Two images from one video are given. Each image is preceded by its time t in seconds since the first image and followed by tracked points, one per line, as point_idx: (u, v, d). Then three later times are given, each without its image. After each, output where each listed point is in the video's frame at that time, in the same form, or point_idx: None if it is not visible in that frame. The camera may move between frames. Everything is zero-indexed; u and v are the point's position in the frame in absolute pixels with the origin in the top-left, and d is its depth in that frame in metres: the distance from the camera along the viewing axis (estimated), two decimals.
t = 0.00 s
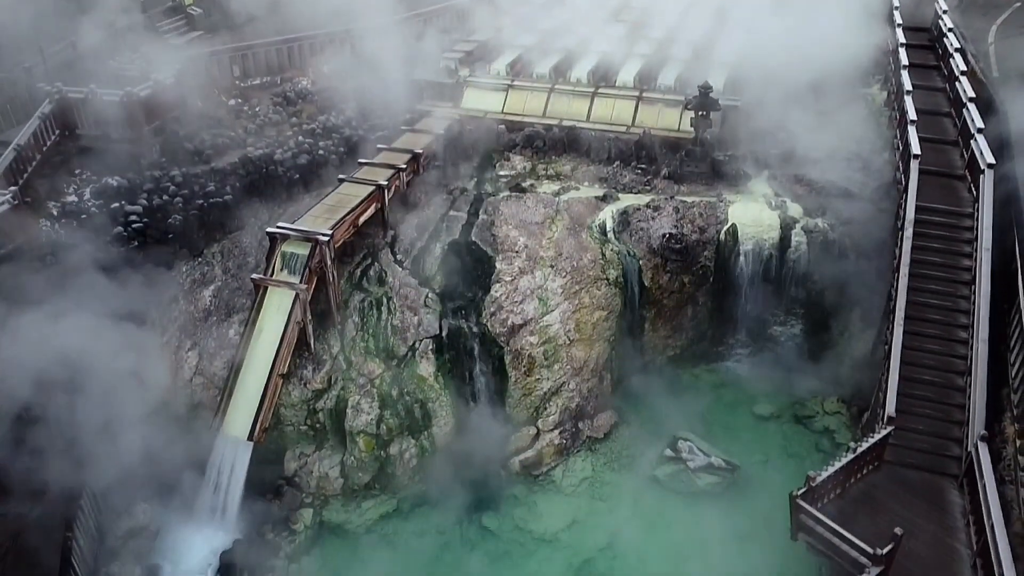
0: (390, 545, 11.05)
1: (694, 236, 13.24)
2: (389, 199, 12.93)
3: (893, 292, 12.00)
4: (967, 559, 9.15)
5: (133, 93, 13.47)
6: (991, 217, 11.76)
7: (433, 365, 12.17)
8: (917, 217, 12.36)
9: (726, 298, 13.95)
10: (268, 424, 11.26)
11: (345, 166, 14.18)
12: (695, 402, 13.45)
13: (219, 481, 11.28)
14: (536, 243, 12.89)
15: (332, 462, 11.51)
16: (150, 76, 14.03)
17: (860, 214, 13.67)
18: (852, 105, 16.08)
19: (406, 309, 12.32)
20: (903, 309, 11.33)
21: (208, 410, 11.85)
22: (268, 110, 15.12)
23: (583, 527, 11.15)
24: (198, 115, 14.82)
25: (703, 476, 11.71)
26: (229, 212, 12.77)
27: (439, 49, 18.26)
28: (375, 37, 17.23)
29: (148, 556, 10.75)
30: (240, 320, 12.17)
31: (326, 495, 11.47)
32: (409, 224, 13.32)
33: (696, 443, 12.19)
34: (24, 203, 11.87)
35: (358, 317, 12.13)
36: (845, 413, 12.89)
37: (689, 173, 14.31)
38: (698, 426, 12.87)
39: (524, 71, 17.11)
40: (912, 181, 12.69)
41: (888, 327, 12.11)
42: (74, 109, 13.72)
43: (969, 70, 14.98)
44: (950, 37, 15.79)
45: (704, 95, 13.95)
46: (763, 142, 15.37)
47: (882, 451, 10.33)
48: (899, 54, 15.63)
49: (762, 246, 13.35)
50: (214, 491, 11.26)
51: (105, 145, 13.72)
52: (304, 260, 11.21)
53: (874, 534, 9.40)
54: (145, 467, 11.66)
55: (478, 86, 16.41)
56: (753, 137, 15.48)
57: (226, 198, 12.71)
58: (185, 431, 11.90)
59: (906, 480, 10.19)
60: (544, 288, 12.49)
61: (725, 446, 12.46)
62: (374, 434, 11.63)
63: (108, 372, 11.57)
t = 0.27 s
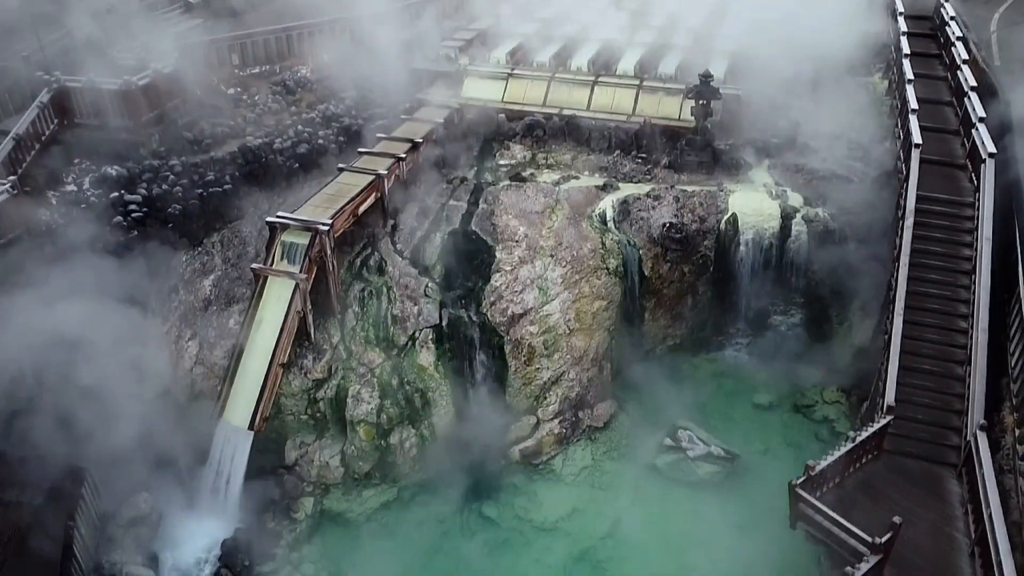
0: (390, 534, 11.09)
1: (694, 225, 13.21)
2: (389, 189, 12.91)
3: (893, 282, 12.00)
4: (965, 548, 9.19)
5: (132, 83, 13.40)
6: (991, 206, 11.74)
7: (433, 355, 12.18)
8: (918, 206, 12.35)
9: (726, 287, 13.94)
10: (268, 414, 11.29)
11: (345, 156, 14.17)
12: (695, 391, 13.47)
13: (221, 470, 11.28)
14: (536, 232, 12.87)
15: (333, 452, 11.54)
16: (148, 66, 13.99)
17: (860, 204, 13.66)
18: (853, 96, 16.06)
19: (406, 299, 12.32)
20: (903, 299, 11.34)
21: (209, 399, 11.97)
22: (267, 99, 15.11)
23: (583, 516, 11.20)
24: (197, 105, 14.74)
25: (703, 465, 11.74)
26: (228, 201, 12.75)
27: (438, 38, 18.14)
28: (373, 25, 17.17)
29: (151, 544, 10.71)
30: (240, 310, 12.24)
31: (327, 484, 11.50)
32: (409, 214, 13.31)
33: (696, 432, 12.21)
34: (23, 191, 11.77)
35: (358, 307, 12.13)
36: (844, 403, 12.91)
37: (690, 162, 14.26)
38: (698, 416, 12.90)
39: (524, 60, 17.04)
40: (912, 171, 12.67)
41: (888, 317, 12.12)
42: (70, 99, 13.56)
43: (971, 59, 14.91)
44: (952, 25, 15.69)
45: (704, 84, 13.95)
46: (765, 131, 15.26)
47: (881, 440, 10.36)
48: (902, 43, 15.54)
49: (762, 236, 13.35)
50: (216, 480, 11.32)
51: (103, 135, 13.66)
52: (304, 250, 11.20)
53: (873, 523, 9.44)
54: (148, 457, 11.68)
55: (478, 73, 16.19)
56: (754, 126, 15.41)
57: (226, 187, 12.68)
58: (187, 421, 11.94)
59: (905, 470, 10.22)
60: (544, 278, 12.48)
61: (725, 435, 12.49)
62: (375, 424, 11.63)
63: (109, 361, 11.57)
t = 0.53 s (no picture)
0: (391, 523, 11.13)
1: (695, 215, 13.18)
2: (389, 178, 12.90)
3: (894, 272, 12.01)
4: (963, 537, 9.24)
5: (131, 73, 13.17)
6: (992, 196, 11.72)
7: (433, 344, 12.19)
8: (918, 196, 12.33)
9: (727, 277, 13.94)
10: (269, 403, 11.30)
11: (344, 145, 14.15)
12: (695, 381, 13.49)
13: (221, 458, 11.30)
14: (536, 222, 12.86)
15: (333, 441, 11.57)
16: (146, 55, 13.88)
17: (862, 194, 13.62)
18: (854, 86, 16.03)
19: (406, 289, 12.30)
20: (903, 289, 11.35)
21: (208, 388, 12.01)
22: (266, 88, 15.09)
23: (583, 505, 11.24)
24: (197, 95, 14.76)
25: (703, 454, 11.77)
26: (228, 191, 12.74)
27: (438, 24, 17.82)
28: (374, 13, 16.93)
29: (153, 533, 10.71)
30: (240, 300, 12.19)
31: (328, 473, 11.54)
32: (409, 203, 13.29)
33: (696, 422, 12.23)
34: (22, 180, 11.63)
35: (358, 296, 12.12)
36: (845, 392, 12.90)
37: (690, 152, 14.26)
38: (698, 405, 12.92)
39: (524, 49, 16.97)
40: (913, 161, 12.65)
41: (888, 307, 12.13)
42: (68, 87, 13.34)
43: (973, 48, 14.84)
44: (954, 14, 15.61)
45: (705, 74, 13.84)
46: (764, 121, 15.24)
47: (880, 430, 10.39)
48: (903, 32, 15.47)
49: (762, 226, 13.33)
50: (216, 468, 11.27)
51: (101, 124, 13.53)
52: (304, 239, 11.19)
53: (871, 512, 9.48)
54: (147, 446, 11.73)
55: (479, 63, 16.21)
56: (754, 115, 15.36)
57: (225, 177, 12.67)
58: (186, 410, 12.02)
59: (904, 459, 10.25)
60: (544, 268, 12.48)
61: (724, 425, 12.53)
62: (375, 413, 11.64)
63: (109, 349, 11.64)
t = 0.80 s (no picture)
0: (392, 512, 11.15)
1: (695, 205, 13.17)
2: (389, 168, 12.88)
3: (894, 262, 12.01)
4: (961, 526, 9.27)
5: (130, 61, 13.12)
6: (993, 186, 11.71)
7: (433, 334, 12.20)
8: (919, 186, 12.31)
9: (727, 267, 13.93)
10: (269, 393, 11.32)
11: (344, 134, 14.11)
12: (694, 371, 13.51)
13: (221, 449, 11.32)
14: (536, 212, 12.85)
15: (334, 431, 11.60)
16: (145, 43, 13.94)
17: (862, 184, 13.61)
18: (854, 76, 16.00)
19: (406, 279, 12.32)
20: (903, 279, 11.36)
21: (209, 377, 12.01)
22: (265, 77, 15.03)
23: (583, 494, 11.27)
24: (195, 84, 14.70)
25: (703, 444, 11.81)
26: (228, 181, 12.72)
27: (439, 13, 17.68)
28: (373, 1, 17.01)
29: (155, 522, 10.64)
30: (240, 290, 12.16)
31: (329, 462, 11.57)
32: (409, 193, 13.27)
33: (695, 412, 12.26)
34: (21, 171, 11.55)
35: (358, 286, 12.10)
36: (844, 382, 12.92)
37: (691, 141, 14.22)
38: (697, 395, 12.94)
39: (524, 38, 16.83)
40: (914, 151, 12.63)
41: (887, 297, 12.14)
42: (67, 77, 13.32)
43: (975, 37, 14.77)
44: (956, 3, 15.54)
45: (705, 62, 13.79)
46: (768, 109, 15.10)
47: (879, 420, 10.41)
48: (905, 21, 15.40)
49: (762, 216, 13.29)
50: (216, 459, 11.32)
51: (101, 114, 13.53)
52: (304, 229, 11.17)
53: (870, 502, 9.51)
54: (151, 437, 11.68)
55: (479, 52, 16.13)
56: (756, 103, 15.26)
57: (224, 166, 12.65)
58: (189, 401, 12.04)
59: (903, 449, 10.28)
60: (544, 258, 12.48)
61: (724, 414, 12.55)
62: (375, 403, 11.68)
63: (108, 341, 11.74)
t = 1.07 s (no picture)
0: (392, 502, 11.17)
1: (695, 195, 13.14)
2: (389, 157, 12.86)
3: (894, 253, 12.00)
4: (960, 516, 9.31)
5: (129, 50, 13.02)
6: (994, 176, 11.68)
7: (433, 324, 12.20)
8: (920, 176, 12.29)
9: (727, 257, 13.92)
10: (269, 383, 11.31)
11: (344, 124, 14.09)
12: (693, 361, 13.53)
13: (221, 438, 11.37)
14: (536, 201, 12.83)
15: (334, 421, 11.62)
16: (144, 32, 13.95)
17: (863, 173, 13.57)
18: (855, 65, 15.98)
19: (406, 269, 12.30)
20: (903, 269, 11.37)
21: (211, 367, 11.97)
22: (264, 67, 15.01)
23: (583, 483, 11.31)
24: (194, 72, 14.65)
25: (702, 434, 11.84)
26: (229, 171, 12.71)
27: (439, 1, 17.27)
28: None
29: (156, 512, 10.72)
30: (240, 280, 12.13)
31: (329, 452, 11.59)
32: (409, 183, 13.29)
33: (694, 401, 12.29)
34: (20, 162, 11.53)
35: (358, 276, 12.10)
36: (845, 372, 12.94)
37: (692, 131, 14.14)
38: (697, 385, 12.96)
39: (524, 27, 16.67)
40: (915, 140, 12.60)
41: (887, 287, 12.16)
42: (66, 67, 13.18)
43: (977, 26, 14.72)
44: None
45: (706, 51, 13.69)
46: (768, 98, 15.08)
47: (878, 410, 10.43)
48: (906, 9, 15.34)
49: (763, 206, 13.28)
50: (216, 449, 11.40)
51: (100, 103, 13.42)
52: (304, 219, 11.16)
53: (869, 491, 9.55)
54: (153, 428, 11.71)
55: (478, 41, 16.07)
56: (757, 92, 15.18)
57: (224, 155, 12.67)
58: (189, 392, 12.01)
59: (902, 439, 10.30)
60: (544, 248, 12.47)
61: (724, 404, 12.58)
62: (376, 392, 11.67)
63: (109, 332, 11.73)
